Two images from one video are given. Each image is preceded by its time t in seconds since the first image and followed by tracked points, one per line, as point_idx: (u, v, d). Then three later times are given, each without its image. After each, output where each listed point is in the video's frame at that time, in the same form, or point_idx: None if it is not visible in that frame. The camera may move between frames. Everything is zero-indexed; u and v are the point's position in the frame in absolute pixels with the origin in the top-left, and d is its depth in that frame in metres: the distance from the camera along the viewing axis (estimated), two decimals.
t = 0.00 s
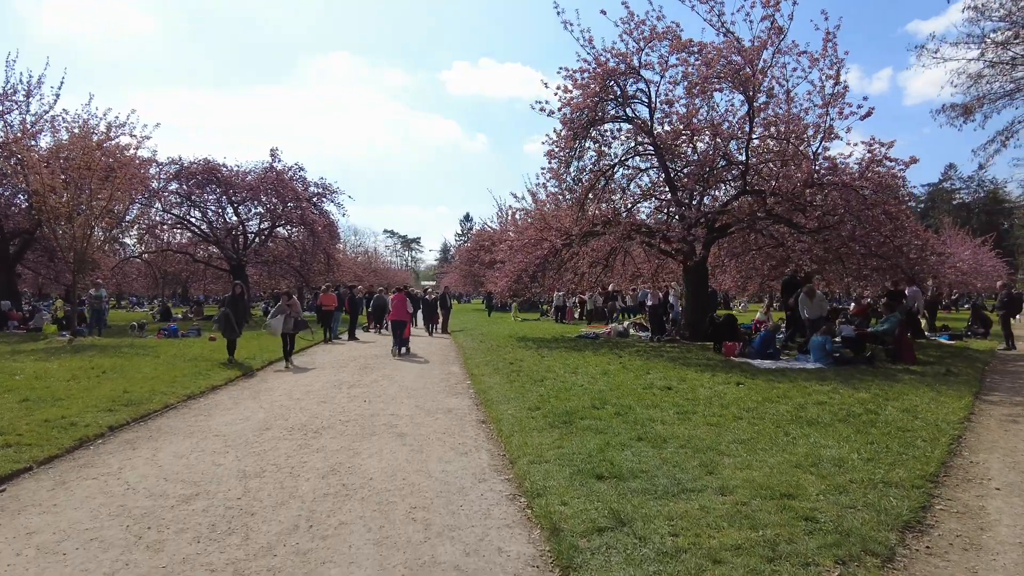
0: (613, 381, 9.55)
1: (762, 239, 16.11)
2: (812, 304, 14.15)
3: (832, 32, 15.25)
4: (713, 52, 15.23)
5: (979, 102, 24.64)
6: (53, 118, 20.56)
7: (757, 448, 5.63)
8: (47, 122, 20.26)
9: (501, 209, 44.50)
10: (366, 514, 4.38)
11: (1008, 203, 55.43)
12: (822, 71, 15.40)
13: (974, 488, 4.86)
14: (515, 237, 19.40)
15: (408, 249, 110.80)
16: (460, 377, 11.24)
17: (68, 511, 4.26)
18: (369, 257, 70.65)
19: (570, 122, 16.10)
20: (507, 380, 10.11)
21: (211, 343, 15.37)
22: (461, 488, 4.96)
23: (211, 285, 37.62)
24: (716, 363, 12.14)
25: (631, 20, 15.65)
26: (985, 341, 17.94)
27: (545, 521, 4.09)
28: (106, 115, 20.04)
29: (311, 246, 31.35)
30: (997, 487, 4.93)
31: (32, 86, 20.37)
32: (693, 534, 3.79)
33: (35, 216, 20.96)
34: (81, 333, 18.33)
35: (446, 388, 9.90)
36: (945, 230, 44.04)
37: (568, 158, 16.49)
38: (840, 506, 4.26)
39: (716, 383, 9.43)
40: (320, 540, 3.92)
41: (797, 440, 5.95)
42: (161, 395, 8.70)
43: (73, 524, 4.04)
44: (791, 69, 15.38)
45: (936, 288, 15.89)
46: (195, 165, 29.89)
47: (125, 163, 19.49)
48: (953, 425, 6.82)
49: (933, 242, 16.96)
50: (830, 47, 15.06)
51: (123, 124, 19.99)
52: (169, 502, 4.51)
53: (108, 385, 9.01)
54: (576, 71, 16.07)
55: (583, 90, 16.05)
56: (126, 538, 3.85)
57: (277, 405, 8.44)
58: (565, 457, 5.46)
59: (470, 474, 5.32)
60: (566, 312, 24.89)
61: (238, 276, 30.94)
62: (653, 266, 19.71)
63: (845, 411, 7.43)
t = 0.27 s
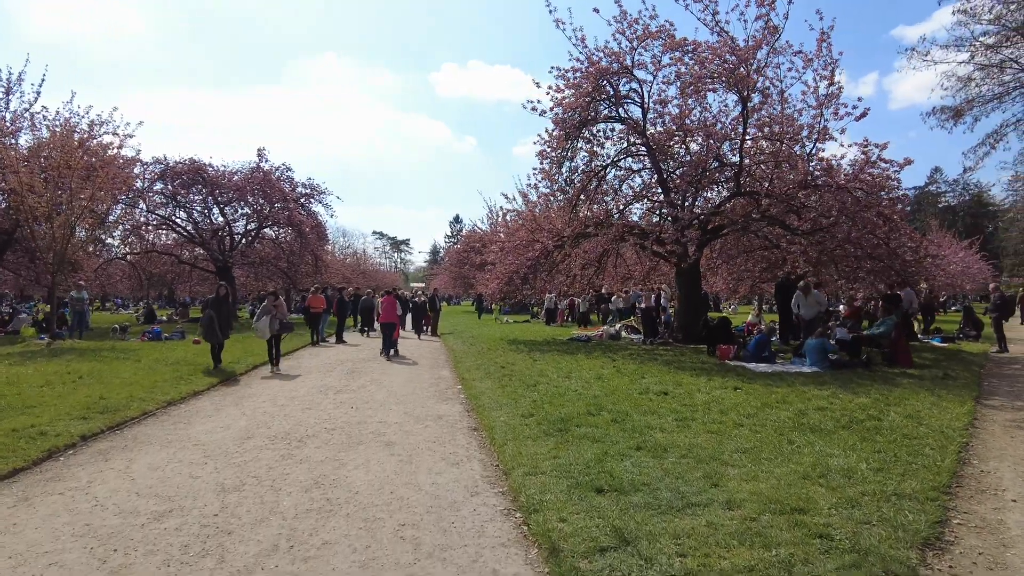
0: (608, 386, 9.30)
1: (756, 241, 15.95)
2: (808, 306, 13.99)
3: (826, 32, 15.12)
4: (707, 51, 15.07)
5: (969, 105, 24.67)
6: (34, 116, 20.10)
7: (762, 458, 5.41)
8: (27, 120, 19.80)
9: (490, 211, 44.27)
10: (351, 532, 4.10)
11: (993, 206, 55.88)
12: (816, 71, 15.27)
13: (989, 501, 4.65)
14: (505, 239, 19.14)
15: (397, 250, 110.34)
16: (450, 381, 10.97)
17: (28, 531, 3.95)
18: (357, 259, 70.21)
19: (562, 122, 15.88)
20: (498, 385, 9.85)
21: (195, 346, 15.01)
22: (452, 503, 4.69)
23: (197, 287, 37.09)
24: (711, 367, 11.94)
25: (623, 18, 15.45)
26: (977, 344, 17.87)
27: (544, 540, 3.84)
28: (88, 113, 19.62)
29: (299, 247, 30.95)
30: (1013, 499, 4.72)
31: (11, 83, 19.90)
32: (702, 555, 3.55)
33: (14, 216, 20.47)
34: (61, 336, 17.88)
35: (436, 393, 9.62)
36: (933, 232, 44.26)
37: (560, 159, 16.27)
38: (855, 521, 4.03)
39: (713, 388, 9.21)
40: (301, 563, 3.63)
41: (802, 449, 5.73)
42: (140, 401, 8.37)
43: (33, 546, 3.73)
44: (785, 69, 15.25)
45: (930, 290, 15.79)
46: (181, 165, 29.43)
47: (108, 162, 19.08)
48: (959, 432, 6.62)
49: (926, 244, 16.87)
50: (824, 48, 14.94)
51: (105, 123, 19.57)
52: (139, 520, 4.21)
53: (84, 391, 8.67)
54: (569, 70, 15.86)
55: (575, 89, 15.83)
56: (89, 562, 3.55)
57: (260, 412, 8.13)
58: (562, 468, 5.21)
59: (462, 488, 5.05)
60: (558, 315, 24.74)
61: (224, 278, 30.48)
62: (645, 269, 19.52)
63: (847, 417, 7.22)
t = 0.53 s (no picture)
0: (604, 388, 9.04)
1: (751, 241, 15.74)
2: (808, 306, 13.65)
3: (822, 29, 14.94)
4: (702, 48, 14.85)
5: (962, 105, 24.61)
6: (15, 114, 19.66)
7: (767, 465, 5.15)
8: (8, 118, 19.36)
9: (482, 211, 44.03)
10: (332, 549, 3.81)
11: (983, 207, 56.15)
12: (811, 69, 15.09)
13: (1010, 509, 4.40)
14: (497, 239, 18.85)
15: (389, 252, 109.87)
16: (441, 384, 10.68)
17: None
18: (349, 260, 69.79)
19: (555, 120, 15.62)
20: (490, 388, 9.56)
21: (180, 349, 14.63)
22: (441, 515, 4.40)
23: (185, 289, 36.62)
24: (708, 369, 11.71)
25: (617, 15, 15.22)
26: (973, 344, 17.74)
27: (540, 557, 3.57)
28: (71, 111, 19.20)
29: (289, 248, 30.56)
30: None
31: None
32: (711, 573, 3.28)
33: None
34: (43, 338, 17.46)
35: (427, 396, 9.33)
36: (924, 233, 44.37)
37: (553, 157, 16.01)
38: (872, 534, 3.77)
39: (712, 391, 8.96)
40: None
41: (809, 455, 5.48)
42: (117, 406, 8.04)
43: None
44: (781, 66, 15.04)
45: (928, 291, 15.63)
46: (168, 165, 28.98)
47: (92, 160, 18.67)
48: (968, 436, 6.39)
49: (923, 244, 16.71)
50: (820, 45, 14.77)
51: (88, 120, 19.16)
52: (103, 537, 3.90)
53: (59, 396, 8.32)
54: (562, 67, 15.62)
55: (568, 86, 15.58)
56: None
57: (243, 417, 7.82)
58: (559, 477, 4.94)
59: (452, 498, 4.76)
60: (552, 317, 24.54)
61: (212, 279, 30.04)
62: (639, 269, 19.30)
63: (852, 421, 6.98)
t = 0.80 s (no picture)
0: (602, 396, 8.75)
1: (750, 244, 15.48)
2: (811, 309, 13.70)
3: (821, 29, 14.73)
4: (700, 48, 14.62)
5: (959, 107, 24.49)
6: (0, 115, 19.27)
7: (778, 480, 4.87)
8: None
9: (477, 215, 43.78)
10: None
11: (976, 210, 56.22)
12: (811, 69, 14.86)
13: None
14: (492, 242, 18.55)
15: (383, 256, 109.47)
16: (434, 391, 10.38)
17: None
18: (343, 264, 69.43)
19: (551, 121, 15.35)
20: (484, 396, 9.25)
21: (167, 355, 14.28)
22: (433, 538, 4.09)
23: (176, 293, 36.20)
24: (708, 375, 11.44)
25: (614, 14, 14.97)
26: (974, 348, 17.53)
27: None
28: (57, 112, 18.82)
29: (281, 252, 30.19)
30: None
31: None
32: None
33: None
34: (27, 344, 17.06)
35: (419, 405, 9.02)
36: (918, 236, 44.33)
37: (549, 159, 15.73)
38: (897, 559, 3.49)
39: (713, 398, 8.68)
40: None
41: (821, 468, 5.20)
42: (96, 416, 7.70)
43: None
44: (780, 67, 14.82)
45: (930, 294, 15.39)
46: (159, 168, 28.59)
47: (78, 162, 18.29)
48: (983, 446, 6.12)
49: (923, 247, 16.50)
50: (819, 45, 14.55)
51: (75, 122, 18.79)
52: (63, 566, 3.57)
53: (35, 406, 7.96)
54: (558, 68, 15.36)
55: (564, 87, 15.31)
56: None
57: (227, 428, 7.49)
58: (557, 495, 4.65)
59: (444, 518, 4.45)
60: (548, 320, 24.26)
61: (203, 283, 29.65)
62: (636, 273, 19.07)
63: (861, 430, 6.71)
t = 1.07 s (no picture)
0: (606, 397, 8.45)
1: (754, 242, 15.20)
2: (819, 308, 13.43)
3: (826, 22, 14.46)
4: (704, 42, 14.34)
5: (961, 105, 24.26)
6: None
7: (798, 488, 4.58)
8: None
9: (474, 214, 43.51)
10: None
11: (975, 210, 56.10)
12: (816, 63, 14.58)
13: None
14: (491, 241, 18.23)
15: (380, 256, 109.13)
16: (432, 392, 10.09)
17: None
18: (340, 264, 69.09)
19: (551, 117, 15.05)
20: (483, 397, 8.94)
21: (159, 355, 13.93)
22: (431, 552, 3.79)
23: (171, 293, 35.84)
24: (713, 375, 11.15)
25: (615, 8, 14.68)
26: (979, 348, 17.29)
27: None
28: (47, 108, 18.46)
29: (277, 251, 29.85)
30: None
31: None
32: None
33: None
34: (16, 344, 16.69)
35: (417, 407, 8.72)
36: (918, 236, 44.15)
37: (549, 155, 15.44)
38: None
39: (721, 400, 8.40)
40: None
41: (842, 475, 4.90)
42: (79, 418, 7.37)
43: None
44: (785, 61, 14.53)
45: (936, 293, 15.13)
46: (153, 165, 28.20)
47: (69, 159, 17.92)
48: (1008, 450, 5.85)
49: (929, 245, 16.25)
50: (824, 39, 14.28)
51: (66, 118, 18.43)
52: None
53: (15, 408, 7.63)
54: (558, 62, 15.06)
55: (565, 82, 15.01)
56: None
57: (216, 431, 7.18)
58: (565, 504, 4.35)
59: (443, 530, 4.14)
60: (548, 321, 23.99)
61: (198, 283, 29.29)
62: (637, 272, 18.82)
63: (878, 434, 6.43)
